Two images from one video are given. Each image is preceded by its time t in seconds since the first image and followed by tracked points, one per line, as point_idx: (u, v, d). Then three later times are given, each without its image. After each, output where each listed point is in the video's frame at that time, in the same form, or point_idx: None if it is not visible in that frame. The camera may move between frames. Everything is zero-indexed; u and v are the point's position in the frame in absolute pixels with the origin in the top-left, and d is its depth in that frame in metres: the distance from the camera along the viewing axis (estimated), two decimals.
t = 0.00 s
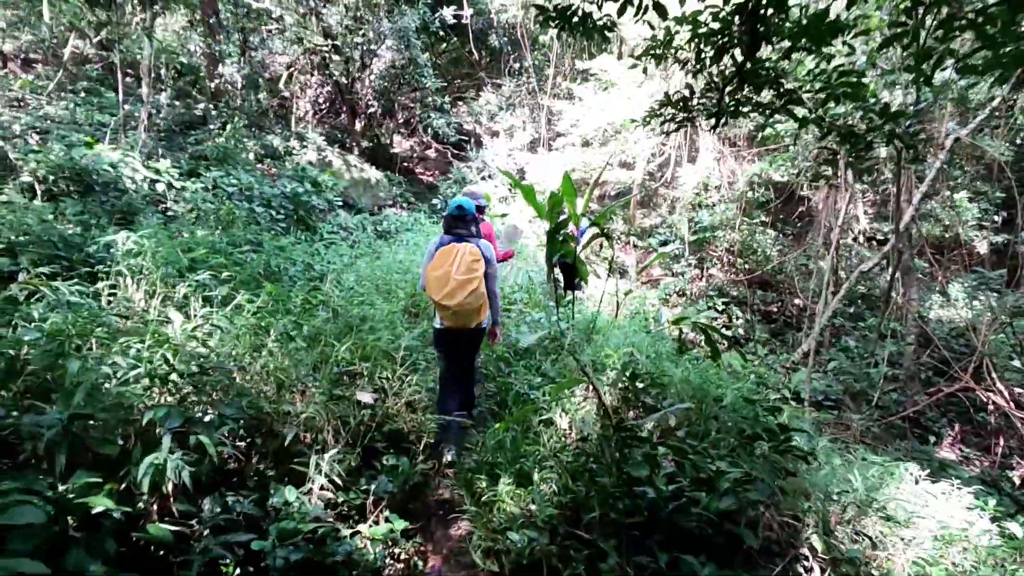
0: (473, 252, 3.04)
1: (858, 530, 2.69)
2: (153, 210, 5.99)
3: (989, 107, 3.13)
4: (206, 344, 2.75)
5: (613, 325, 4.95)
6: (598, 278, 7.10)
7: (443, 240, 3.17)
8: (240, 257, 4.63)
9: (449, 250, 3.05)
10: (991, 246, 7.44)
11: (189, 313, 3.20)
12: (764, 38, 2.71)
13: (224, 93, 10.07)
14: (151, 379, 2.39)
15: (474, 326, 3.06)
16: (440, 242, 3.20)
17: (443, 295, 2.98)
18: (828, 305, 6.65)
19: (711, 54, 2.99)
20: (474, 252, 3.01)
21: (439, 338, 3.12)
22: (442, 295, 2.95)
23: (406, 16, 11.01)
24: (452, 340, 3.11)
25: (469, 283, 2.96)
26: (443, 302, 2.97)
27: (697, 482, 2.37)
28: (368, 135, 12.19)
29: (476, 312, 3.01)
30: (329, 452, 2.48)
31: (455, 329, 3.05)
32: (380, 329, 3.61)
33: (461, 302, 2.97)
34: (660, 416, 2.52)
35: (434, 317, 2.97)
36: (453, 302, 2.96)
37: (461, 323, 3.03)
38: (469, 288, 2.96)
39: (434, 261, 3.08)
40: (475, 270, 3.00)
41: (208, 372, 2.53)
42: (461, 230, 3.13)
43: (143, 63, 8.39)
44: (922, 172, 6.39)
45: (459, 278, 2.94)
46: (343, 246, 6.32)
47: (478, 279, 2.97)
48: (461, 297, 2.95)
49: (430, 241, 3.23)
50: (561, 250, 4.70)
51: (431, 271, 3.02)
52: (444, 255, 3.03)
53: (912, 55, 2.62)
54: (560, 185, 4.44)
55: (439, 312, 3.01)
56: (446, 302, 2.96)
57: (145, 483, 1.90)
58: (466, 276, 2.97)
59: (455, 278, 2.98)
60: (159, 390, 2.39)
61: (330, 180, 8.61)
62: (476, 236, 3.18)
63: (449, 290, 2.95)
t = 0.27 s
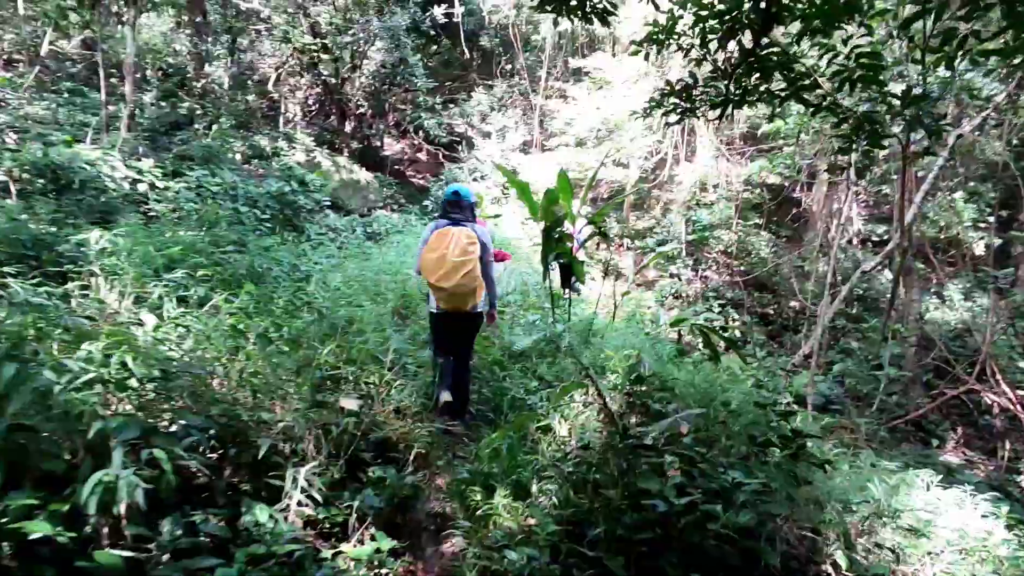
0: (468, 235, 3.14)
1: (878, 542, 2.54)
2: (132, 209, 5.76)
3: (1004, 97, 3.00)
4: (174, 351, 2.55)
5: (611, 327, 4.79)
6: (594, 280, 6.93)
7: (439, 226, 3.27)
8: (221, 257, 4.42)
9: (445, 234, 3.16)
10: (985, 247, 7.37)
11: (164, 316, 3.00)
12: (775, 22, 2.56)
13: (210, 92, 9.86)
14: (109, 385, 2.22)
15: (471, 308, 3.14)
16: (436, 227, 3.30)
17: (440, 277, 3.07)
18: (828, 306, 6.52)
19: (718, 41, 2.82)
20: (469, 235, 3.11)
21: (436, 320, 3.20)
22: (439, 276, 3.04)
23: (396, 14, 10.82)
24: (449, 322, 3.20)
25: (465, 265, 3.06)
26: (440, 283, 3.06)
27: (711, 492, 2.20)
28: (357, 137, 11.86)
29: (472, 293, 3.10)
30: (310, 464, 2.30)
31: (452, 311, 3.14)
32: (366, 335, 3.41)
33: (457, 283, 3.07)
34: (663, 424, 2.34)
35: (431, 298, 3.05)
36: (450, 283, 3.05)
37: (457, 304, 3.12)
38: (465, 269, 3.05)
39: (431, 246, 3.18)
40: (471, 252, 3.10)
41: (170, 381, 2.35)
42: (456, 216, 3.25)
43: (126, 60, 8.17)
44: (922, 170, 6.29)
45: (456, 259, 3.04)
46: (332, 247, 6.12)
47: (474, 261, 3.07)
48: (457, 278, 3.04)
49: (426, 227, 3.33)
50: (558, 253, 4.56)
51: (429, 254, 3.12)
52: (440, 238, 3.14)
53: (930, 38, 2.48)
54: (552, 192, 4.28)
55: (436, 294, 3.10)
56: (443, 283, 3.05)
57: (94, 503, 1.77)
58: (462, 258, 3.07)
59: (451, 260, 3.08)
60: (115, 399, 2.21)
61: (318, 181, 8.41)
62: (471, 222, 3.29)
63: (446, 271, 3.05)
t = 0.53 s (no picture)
0: (462, 220, 3.08)
1: (916, 548, 2.34)
2: (112, 207, 5.50)
3: None
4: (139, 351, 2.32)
5: (615, 324, 4.58)
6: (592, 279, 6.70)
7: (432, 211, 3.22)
8: (202, 252, 4.15)
9: (439, 219, 3.10)
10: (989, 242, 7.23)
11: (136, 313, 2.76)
12: None
13: (197, 91, 9.60)
14: (53, 382, 2.03)
15: (465, 294, 3.09)
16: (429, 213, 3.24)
17: (434, 262, 3.02)
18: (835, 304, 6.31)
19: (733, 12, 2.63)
20: (463, 220, 3.06)
21: (431, 306, 3.15)
22: (433, 262, 2.99)
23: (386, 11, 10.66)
24: (444, 308, 3.15)
25: (460, 249, 3.00)
26: (434, 268, 3.00)
27: (738, 497, 2.00)
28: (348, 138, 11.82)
29: (467, 279, 3.04)
30: (291, 469, 2.07)
31: (447, 297, 3.09)
32: (359, 333, 3.18)
33: (451, 268, 3.02)
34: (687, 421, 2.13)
35: (424, 283, 3.00)
36: (444, 268, 2.99)
37: (452, 290, 3.07)
38: (459, 254, 3.00)
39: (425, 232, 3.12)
40: (466, 236, 3.05)
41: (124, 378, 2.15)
42: (449, 202, 3.20)
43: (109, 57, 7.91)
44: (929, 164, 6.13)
45: (450, 244, 2.99)
46: (320, 245, 5.86)
47: (469, 246, 3.01)
48: (452, 262, 2.99)
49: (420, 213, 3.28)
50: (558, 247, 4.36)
51: (422, 239, 3.06)
52: (433, 224, 3.08)
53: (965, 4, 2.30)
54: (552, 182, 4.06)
55: (430, 279, 3.04)
56: (437, 268, 2.99)
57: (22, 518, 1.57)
58: (456, 243, 3.01)
59: (445, 245, 3.02)
60: (60, 396, 2.01)
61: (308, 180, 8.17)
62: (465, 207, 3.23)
63: (440, 256, 2.99)
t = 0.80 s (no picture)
0: (444, 223, 3.07)
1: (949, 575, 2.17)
2: (94, 214, 5.27)
3: None
4: (100, 375, 2.14)
5: (615, 332, 4.41)
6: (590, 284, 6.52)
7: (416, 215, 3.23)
8: (183, 261, 3.96)
9: (421, 222, 3.09)
10: (992, 245, 7.12)
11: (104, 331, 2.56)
12: None
13: (186, 94, 9.38)
14: None
15: (450, 296, 3.08)
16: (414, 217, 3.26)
17: (416, 265, 3.01)
18: (840, 309, 6.14)
19: (737, 3, 2.47)
20: (444, 222, 3.05)
21: (417, 309, 3.17)
22: (415, 265, 2.99)
23: (378, 13, 10.47)
24: (429, 310, 3.16)
25: (441, 252, 2.99)
26: (416, 271, 3.01)
27: (758, 529, 1.83)
28: (343, 145, 11.54)
29: (450, 281, 3.04)
30: (258, 509, 1.86)
31: (431, 299, 3.09)
32: (341, 348, 3.00)
33: (434, 271, 3.00)
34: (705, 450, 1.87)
35: (407, 285, 3.01)
36: (426, 271, 2.99)
37: (436, 293, 3.07)
38: (440, 257, 2.99)
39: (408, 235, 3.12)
40: (447, 239, 3.04)
41: (76, 410, 1.98)
42: (433, 206, 3.22)
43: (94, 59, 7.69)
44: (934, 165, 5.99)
45: (431, 247, 2.98)
46: (309, 252, 5.66)
47: (450, 248, 3.00)
48: (434, 266, 2.98)
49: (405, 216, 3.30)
50: (556, 251, 4.19)
51: (404, 243, 3.05)
52: (415, 227, 3.08)
53: None
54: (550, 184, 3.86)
55: (414, 282, 3.04)
56: (419, 271, 2.99)
57: None
58: (437, 246, 3.01)
59: (427, 248, 3.02)
60: None
61: (298, 185, 7.95)
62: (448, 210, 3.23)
63: (421, 259, 2.99)
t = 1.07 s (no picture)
0: (435, 214, 2.98)
1: None
2: (73, 212, 5.06)
3: None
4: (45, 385, 1.96)
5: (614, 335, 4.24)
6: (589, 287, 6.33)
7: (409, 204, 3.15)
8: (162, 260, 3.77)
9: (413, 212, 3.01)
10: (998, 247, 6.98)
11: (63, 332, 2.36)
12: None
13: (177, 94, 9.18)
14: None
15: (440, 289, 3.00)
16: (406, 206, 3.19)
17: (405, 255, 2.93)
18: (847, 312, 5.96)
19: None
20: (436, 213, 2.97)
21: (406, 300, 3.09)
22: (403, 255, 2.91)
23: (374, 12, 10.29)
24: (419, 303, 3.08)
25: (430, 243, 2.91)
26: (404, 261, 2.93)
27: (777, 549, 1.67)
28: (338, 146, 11.38)
29: (439, 273, 2.95)
30: (220, 529, 1.70)
31: (420, 291, 3.01)
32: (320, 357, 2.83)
33: (422, 262, 2.92)
34: (716, 464, 1.68)
35: (395, 275, 2.93)
36: (415, 262, 2.90)
37: (425, 285, 2.99)
38: (428, 248, 2.90)
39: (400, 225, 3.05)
40: (438, 230, 2.95)
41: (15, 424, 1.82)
42: (430, 197, 3.10)
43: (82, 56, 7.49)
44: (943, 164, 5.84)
45: (421, 237, 2.90)
46: (298, 253, 5.47)
47: (441, 240, 2.92)
48: (422, 257, 2.90)
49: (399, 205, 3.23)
50: (555, 250, 4.04)
51: (395, 232, 2.98)
52: (406, 217, 3.00)
53: None
54: (546, 180, 3.73)
55: (402, 273, 2.97)
56: (408, 262, 2.91)
57: None
58: (427, 237, 2.92)
59: (417, 238, 2.93)
60: None
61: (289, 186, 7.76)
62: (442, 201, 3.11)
63: (409, 250, 2.91)
